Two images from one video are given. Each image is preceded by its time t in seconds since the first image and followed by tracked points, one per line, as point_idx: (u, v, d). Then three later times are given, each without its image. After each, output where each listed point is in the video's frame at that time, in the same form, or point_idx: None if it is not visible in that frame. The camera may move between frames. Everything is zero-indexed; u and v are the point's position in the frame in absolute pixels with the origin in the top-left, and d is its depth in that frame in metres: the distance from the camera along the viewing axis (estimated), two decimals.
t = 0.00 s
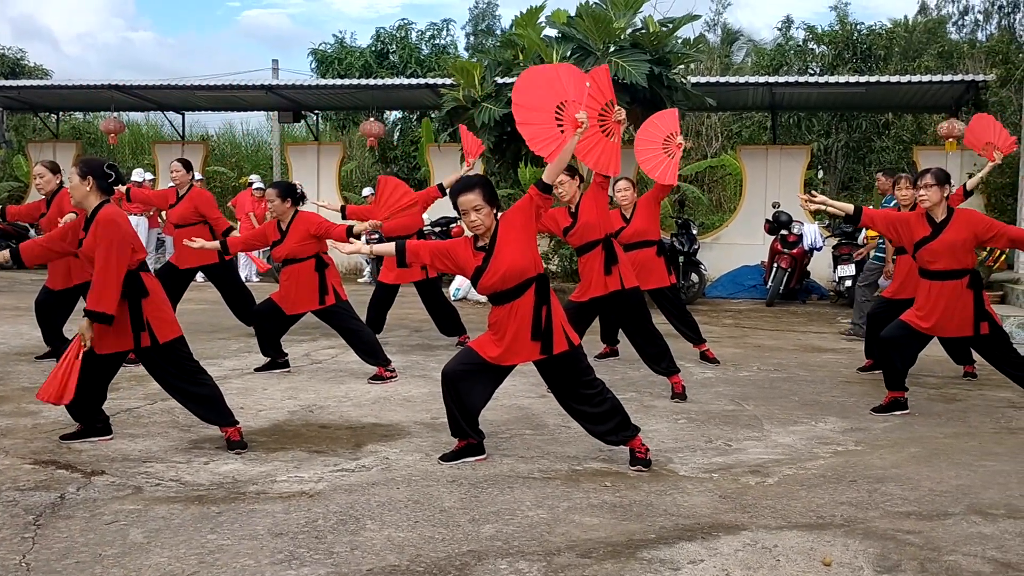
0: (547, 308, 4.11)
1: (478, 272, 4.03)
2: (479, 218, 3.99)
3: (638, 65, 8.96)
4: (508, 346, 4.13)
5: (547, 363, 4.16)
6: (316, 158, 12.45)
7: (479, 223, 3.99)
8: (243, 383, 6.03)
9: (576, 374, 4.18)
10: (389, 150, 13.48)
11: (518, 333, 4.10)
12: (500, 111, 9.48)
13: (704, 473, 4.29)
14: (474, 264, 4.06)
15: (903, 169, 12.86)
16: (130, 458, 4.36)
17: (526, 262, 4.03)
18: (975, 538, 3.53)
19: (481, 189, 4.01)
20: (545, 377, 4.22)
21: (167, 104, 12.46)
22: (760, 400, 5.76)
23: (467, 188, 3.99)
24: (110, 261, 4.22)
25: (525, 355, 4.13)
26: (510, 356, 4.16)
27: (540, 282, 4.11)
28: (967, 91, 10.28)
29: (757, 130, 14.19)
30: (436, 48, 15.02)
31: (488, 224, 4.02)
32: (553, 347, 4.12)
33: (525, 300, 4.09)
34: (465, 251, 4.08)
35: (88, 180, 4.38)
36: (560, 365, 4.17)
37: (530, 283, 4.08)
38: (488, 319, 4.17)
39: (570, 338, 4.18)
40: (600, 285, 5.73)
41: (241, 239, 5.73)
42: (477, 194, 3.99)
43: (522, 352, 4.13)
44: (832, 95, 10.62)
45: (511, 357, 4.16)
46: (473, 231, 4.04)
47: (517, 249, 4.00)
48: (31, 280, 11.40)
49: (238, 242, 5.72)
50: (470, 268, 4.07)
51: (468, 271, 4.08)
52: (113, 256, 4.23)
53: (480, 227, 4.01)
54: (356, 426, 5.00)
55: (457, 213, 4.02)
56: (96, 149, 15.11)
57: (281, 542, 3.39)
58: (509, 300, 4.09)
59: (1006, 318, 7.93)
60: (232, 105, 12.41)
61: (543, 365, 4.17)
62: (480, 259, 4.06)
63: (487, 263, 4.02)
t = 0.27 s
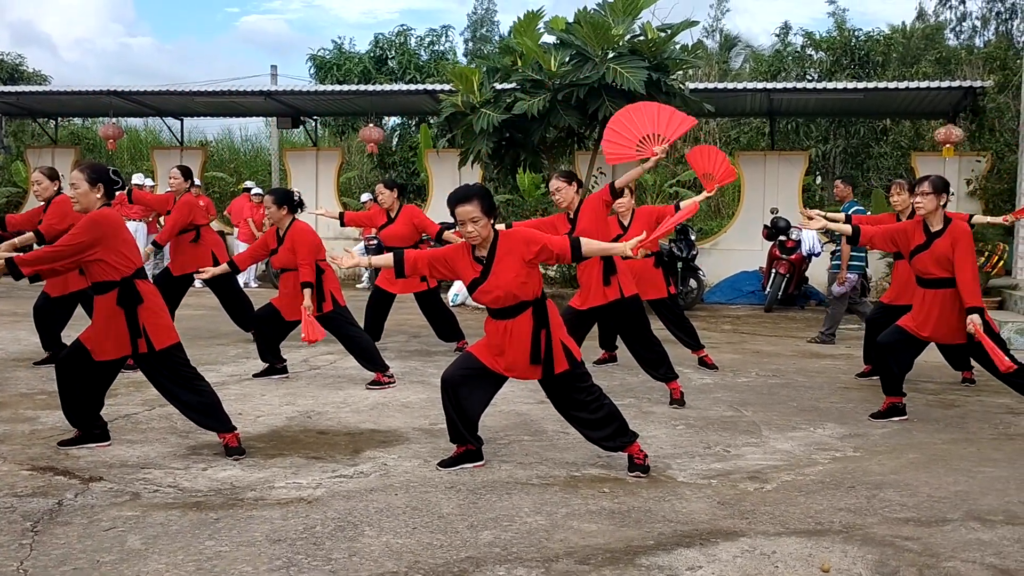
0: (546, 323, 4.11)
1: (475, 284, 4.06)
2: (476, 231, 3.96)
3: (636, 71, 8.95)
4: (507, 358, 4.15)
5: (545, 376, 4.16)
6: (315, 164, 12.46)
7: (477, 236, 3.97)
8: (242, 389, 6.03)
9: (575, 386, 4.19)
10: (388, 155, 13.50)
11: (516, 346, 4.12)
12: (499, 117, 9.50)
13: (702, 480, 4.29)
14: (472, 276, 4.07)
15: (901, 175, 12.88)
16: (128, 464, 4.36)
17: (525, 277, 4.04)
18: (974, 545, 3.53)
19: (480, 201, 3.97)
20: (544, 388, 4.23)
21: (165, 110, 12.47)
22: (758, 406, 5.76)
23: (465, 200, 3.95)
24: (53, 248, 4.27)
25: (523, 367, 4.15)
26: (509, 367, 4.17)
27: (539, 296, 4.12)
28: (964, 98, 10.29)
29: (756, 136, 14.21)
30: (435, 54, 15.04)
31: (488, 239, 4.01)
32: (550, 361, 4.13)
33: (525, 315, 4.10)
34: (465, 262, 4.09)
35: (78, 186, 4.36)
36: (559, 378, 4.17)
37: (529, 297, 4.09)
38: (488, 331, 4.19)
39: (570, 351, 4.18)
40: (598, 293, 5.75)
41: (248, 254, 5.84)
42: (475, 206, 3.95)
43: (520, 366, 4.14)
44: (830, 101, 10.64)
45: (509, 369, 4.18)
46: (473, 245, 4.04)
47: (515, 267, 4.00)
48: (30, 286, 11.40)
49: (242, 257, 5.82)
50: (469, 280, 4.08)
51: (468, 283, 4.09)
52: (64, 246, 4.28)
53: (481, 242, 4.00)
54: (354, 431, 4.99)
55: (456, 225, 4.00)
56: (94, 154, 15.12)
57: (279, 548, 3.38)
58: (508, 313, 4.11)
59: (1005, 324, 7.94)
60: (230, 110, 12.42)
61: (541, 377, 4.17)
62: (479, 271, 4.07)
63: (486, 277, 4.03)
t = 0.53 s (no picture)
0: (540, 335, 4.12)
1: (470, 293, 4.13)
2: (471, 241, 3.99)
3: (634, 76, 8.96)
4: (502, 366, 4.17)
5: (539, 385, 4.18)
6: (313, 170, 12.47)
7: (475, 244, 4.00)
8: (240, 395, 6.02)
9: (569, 395, 4.20)
10: (386, 161, 13.51)
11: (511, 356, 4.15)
12: (496, 123, 9.51)
13: (701, 485, 4.29)
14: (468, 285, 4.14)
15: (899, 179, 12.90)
16: (126, 471, 4.35)
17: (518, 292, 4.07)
18: (972, 549, 3.53)
19: (479, 210, 4.01)
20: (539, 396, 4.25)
21: (163, 116, 12.48)
22: (756, 411, 5.76)
23: (461, 210, 3.99)
24: (52, 240, 4.30)
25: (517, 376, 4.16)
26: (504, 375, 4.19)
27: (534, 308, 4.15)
28: (961, 102, 10.31)
29: (754, 141, 14.24)
30: (433, 60, 15.06)
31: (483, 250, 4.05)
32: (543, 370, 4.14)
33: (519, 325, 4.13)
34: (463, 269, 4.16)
35: (78, 194, 4.43)
36: (553, 386, 4.19)
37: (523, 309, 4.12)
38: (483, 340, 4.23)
39: (565, 359, 4.19)
40: (596, 303, 5.75)
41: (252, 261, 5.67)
42: (474, 214, 3.98)
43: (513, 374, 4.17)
44: (827, 106, 10.67)
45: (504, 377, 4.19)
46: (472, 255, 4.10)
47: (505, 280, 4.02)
48: (28, 292, 11.39)
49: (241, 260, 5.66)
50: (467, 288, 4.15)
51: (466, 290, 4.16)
52: (62, 240, 4.30)
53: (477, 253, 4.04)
54: (353, 437, 4.99)
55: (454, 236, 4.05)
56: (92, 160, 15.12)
57: (278, 555, 3.38)
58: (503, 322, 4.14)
59: (1003, 328, 7.95)
60: (228, 117, 12.43)
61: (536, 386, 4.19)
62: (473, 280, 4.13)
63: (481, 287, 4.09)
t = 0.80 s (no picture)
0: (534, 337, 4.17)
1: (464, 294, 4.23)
2: (464, 243, 4.06)
3: (633, 77, 8.96)
4: (499, 368, 4.21)
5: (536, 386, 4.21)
6: (312, 171, 12.46)
7: (471, 247, 4.08)
8: (240, 396, 6.02)
9: (566, 396, 4.23)
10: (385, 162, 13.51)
11: (508, 357, 4.19)
12: (496, 123, 9.50)
13: (700, 485, 4.29)
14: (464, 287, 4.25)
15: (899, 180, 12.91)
16: (126, 471, 4.35)
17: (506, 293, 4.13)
18: (972, 550, 3.52)
19: (478, 214, 4.05)
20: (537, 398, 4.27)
21: (163, 117, 12.47)
22: (756, 412, 5.76)
23: (456, 212, 4.02)
24: (66, 233, 4.28)
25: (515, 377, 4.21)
26: (502, 376, 4.22)
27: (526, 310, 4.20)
28: (960, 103, 10.31)
29: (753, 142, 14.23)
30: (432, 61, 15.05)
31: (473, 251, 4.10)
32: (540, 371, 4.18)
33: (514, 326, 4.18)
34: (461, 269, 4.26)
35: (88, 194, 4.43)
36: (550, 387, 4.21)
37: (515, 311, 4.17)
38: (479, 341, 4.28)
39: (561, 362, 4.21)
40: (595, 308, 5.76)
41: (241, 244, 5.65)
42: (473, 219, 4.03)
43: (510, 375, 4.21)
44: (827, 107, 10.68)
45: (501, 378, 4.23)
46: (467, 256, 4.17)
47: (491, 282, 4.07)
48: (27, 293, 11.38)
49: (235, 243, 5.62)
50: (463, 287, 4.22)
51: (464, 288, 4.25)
52: (75, 234, 4.29)
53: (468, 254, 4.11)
54: (352, 438, 4.99)
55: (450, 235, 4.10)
56: (91, 161, 15.11)
57: (277, 556, 3.38)
58: (498, 323, 4.18)
59: (1002, 329, 7.95)
60: (228, 118, 12.42)
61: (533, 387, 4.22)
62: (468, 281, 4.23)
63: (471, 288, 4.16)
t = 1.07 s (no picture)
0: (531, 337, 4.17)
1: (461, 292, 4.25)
2: (463, 245, 4.10)
3: (633, 78, 8.96)
4: (497, 369, 4.22)
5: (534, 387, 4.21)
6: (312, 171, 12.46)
7: (472, 249, 4.11)
8: (239, 396, 6.02)
9: (565, 396, 4.23)
10: (385, 162, 13.51)
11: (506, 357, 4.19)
12: (496, 123, 9.50)
13: (700, 486, 4.29)
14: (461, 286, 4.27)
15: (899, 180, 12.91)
16: (126, 472, 4.35)
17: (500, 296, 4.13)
18: (971, 550, 3.53)
19: (477, 216, 4.08)
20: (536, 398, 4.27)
21: (163, 118, 12.47)
22: (756, 412, 5.76)
23: (455, 214, 4.05)
24: (74, 231, 4.26)
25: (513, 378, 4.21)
26: (500, 377, 4.23)
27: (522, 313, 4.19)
28: (960, 104, 10.30)
29: (753, 142, 14.24)
30: (432, 61, 15.05)
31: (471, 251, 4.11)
32: (537, 371, 4.18)
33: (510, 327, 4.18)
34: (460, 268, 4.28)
35: (94, 197, 4.40)
36: (548, 387, 4.22)
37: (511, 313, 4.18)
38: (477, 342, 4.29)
39: (560, 363, 4.21)
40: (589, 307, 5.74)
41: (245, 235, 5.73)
42: (473, 221, 4.05)
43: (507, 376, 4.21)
44: (826, 108, 10.68)
45: (499, 379, 4.23)
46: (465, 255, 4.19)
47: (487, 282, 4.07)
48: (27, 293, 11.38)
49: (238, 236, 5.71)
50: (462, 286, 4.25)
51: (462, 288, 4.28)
52: (83, 233, 4.27)
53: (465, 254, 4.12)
54: (352, 438, 4.99)
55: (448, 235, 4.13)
56: (91, 162, 15.12)
57: (277, 555, 3.38)
58: (496, 324, 4.19)
59: (1002, 329, 7.95)
60: (228, 118, 12.42)
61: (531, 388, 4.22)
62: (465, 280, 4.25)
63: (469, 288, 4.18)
